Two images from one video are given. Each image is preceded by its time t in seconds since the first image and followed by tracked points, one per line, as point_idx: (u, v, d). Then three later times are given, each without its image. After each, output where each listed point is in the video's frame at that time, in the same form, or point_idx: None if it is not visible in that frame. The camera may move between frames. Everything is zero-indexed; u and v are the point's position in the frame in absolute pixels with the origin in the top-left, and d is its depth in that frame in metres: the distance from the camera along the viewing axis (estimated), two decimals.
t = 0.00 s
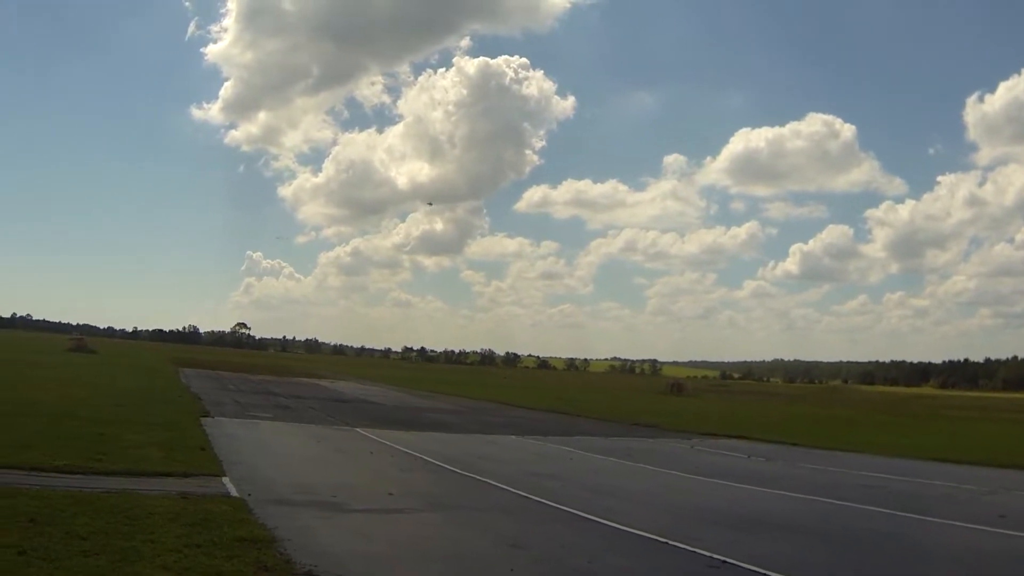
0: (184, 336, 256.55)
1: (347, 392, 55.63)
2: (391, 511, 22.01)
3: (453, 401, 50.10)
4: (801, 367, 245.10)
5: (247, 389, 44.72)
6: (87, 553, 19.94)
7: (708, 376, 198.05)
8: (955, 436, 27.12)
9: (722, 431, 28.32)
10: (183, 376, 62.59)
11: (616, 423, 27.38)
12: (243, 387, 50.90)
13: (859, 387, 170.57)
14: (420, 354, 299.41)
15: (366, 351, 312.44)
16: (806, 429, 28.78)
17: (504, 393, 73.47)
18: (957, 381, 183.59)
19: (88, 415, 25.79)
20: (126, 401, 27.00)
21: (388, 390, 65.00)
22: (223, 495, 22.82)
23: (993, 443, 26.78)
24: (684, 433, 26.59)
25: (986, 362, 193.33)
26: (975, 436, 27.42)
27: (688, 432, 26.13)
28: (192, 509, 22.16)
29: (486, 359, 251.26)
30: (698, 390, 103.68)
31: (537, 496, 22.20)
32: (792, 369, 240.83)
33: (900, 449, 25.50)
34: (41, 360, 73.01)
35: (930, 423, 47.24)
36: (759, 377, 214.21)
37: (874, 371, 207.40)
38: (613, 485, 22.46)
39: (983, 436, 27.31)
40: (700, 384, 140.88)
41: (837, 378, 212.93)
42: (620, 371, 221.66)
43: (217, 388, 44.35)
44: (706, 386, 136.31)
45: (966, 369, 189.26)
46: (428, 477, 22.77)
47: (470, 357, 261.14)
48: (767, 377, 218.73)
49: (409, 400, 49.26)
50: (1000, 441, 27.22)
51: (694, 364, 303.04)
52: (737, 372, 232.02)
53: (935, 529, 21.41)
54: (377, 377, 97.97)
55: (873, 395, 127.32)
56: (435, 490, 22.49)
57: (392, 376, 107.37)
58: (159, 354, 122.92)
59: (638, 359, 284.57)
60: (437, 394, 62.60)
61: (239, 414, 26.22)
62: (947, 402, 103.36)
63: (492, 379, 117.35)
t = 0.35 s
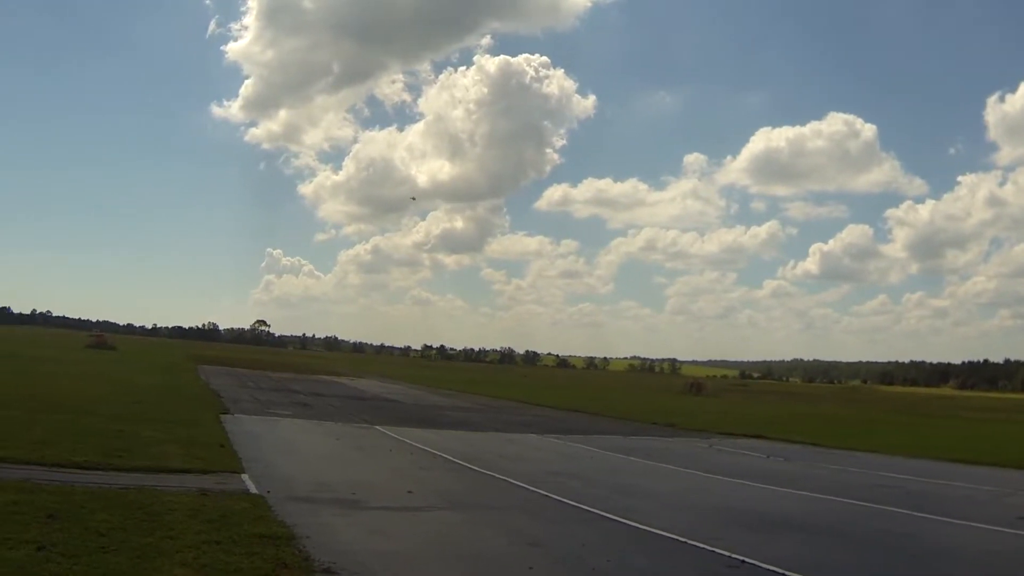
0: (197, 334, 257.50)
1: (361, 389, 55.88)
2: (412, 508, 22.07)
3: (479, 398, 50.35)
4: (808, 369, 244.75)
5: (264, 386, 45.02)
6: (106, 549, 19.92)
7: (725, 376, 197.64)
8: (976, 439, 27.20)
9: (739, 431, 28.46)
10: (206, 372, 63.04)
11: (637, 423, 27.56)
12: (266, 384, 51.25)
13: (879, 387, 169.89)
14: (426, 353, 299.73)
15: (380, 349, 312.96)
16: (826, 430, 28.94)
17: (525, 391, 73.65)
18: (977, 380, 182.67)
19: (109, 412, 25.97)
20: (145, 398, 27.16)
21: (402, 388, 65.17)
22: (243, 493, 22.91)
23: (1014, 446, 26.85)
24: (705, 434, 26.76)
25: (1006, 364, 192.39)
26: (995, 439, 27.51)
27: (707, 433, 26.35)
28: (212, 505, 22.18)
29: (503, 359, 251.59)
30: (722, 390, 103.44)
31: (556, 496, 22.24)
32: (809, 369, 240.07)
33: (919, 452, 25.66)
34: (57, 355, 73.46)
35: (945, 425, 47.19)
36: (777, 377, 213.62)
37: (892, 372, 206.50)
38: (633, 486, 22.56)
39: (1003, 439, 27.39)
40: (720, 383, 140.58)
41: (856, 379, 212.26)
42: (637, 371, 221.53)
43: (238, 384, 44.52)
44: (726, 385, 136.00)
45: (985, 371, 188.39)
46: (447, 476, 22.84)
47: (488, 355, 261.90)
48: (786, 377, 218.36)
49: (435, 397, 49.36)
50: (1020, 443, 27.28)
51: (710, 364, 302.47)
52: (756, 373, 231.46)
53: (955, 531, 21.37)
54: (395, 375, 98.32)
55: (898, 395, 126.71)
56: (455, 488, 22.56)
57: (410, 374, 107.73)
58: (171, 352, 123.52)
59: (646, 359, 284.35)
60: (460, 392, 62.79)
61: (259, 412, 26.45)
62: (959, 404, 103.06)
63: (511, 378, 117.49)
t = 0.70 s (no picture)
0: (205, 336, 258.17)
1: (372, 393, 56.12)
2: (423, 511, 22.07)
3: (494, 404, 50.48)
4: (813, 374, 244.47)
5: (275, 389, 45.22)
6: (117, 551, 19.90)
7: (735, 381, 197.39)
8: (989, 446, 27.23)
9: (750, 435, 28.50)
10: (221, 375, 63.36)
11: (651, 428, 27.66)
12: (281, 387, 51.46)
13: (890, 392, 169.41)
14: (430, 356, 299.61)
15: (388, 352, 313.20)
16: (838, 436, 29.02)
17: (539, 395, 73.75)
18: (990, 386, 181.97)
19: (122, 414, 26.09)
20: (157, 400, 27.27)
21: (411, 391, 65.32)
22: (255, 495, 22.93)
23: None
24: (718, 439, 26.87)
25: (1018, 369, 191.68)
26: (1009, 446, 27.53)
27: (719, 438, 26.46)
28: (224, 508, 22.16)
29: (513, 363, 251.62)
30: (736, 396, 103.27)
31: (567, 500, 22.23)
32: (818, 374, 239.62)
33: (932, 458, 25.70)
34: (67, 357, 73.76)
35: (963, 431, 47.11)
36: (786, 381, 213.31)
37: (903, 377, 205.91)
38: (644, 490, 22.59)
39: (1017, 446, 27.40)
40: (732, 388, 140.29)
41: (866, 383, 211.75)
42: (647, 375, 221.35)
43: (251, 389, 44.74)
44: (738, 390, 135.72)
45: (998, 377, 187.74)
46: (459, 480, 22.86)
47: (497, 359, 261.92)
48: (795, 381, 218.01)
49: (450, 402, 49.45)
50: None
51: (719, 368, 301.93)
52: (766, 377, 231.12)
53: (968, 537, 21.28)
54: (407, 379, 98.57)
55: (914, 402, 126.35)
56: (467, 492, 22.56)
57: (422, 377, 107.88)
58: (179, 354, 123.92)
59: (656, 363, 284.00)
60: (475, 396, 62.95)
61: (271, 415, 26.60)
62: (972, 410, 102.71)
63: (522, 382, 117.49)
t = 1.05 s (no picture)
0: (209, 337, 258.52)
1: (379, 396, 56.28)
2: (431, 515, 22.09)
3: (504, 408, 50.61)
4: (818, 380, 244.67)
5: (282, 392, 45.27)
6: (125, 551, 19.91)
7: (742, 386, 197.24)
8: (996, 454, 27.33)
9: (759, 442, 28.53)
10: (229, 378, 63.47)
11: (659, 434, 27.77)
12: (289, 390, 51.58)
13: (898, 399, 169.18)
14: (433, 359, 299.41)
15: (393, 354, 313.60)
16: (845, 443, 29.10)
17: (546, 400, 73.82)
18: (998, 393, 181.73)
19: (130, 415, 26.16)
20: (167, 402, 27.35)
21: (417, 395, 65.33)
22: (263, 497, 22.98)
23: None
24: (725, 446, 26.97)
25: None
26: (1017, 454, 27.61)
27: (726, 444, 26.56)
28: (232, 509, 22.17)
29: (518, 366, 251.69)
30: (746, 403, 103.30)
31: (576, 505, 22.25)
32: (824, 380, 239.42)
33: (938, 466, 25.79)
34: (74, 357, 73.82)
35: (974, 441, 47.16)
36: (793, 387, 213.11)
37: (911, 384, 205.64)
38: (652, 495, 22.64)
39: None
40: (740, 395, 140.35)
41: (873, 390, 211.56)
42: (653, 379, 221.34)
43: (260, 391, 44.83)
44: (747, 397, 135.76)
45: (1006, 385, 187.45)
46: (466, 484, 22.89)
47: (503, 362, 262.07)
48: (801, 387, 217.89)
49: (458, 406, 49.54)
50: None
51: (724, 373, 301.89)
52: (772, 382, 231.05)
53: (976, 545, 21.28)
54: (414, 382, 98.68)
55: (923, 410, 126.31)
56: (475, 496, 22.59)
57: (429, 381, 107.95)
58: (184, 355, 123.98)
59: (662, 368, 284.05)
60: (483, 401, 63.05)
61: (280, 418, 26.69)
62: (985, 419, 102.54)
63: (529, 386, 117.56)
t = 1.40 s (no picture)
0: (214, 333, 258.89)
1: (387, 392, 56.48)
2: (438, 511, 22.14)
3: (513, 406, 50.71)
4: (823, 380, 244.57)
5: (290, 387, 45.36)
6: (131, 546, 19.91)
7: (748, 386, 197.10)
8: (1003, 455, 27.40)
9: (766, 442, 28.53)
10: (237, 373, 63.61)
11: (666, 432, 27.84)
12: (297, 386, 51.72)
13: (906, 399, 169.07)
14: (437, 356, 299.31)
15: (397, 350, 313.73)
16: (852, 443, 29.19)
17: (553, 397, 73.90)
18: (1005, 394, 181.48)
19: (137, 410, 26.18)
20: (174, 398, 27.38)
21: (426, 392, 65.41)
22: (270, 493, 23.01)
23: None
24: (732, 444, 27.06)
25: None
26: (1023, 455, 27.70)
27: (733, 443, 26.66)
28: (239, 505, 22.18)
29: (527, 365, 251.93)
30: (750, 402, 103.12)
31: (583, 504, 22.26)
32: (830, 381, 239.21)
33: (945, 467, 25.87)
34: (82, 353, 73.82)
35: (988, 442, 47.07)
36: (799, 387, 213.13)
37: (920, 385, 205.76)
38: (659, 494, 22.69)
39: None
40: (749, 394, 140.26)
41: (880, 391, 211.43)
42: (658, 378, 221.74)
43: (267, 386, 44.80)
44: (756, 396, 135.47)
45: (1013, 387, 187.10)
46: (473, 482, 22.93)
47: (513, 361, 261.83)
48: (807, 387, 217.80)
49: (468, 402, 49.59)
50: None
51: (729, 372, 301.91)
52: (778, 382, 231.21)
53: (982, 546, 21.28)
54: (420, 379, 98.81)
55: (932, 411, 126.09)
56: (481, 494, 22.63)
57: (435, 378, 108.02)
58: (190, 350, 124.05)
59: (667, 367, 284.06)
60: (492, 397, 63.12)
61: (287, 414, 26.81)
62: (995, 421, 102.50)
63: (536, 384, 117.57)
